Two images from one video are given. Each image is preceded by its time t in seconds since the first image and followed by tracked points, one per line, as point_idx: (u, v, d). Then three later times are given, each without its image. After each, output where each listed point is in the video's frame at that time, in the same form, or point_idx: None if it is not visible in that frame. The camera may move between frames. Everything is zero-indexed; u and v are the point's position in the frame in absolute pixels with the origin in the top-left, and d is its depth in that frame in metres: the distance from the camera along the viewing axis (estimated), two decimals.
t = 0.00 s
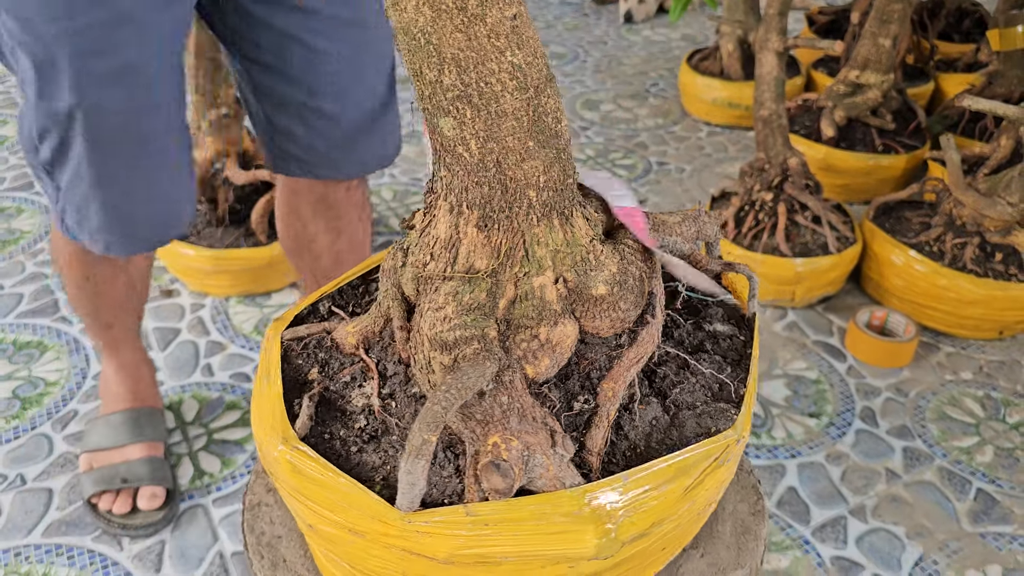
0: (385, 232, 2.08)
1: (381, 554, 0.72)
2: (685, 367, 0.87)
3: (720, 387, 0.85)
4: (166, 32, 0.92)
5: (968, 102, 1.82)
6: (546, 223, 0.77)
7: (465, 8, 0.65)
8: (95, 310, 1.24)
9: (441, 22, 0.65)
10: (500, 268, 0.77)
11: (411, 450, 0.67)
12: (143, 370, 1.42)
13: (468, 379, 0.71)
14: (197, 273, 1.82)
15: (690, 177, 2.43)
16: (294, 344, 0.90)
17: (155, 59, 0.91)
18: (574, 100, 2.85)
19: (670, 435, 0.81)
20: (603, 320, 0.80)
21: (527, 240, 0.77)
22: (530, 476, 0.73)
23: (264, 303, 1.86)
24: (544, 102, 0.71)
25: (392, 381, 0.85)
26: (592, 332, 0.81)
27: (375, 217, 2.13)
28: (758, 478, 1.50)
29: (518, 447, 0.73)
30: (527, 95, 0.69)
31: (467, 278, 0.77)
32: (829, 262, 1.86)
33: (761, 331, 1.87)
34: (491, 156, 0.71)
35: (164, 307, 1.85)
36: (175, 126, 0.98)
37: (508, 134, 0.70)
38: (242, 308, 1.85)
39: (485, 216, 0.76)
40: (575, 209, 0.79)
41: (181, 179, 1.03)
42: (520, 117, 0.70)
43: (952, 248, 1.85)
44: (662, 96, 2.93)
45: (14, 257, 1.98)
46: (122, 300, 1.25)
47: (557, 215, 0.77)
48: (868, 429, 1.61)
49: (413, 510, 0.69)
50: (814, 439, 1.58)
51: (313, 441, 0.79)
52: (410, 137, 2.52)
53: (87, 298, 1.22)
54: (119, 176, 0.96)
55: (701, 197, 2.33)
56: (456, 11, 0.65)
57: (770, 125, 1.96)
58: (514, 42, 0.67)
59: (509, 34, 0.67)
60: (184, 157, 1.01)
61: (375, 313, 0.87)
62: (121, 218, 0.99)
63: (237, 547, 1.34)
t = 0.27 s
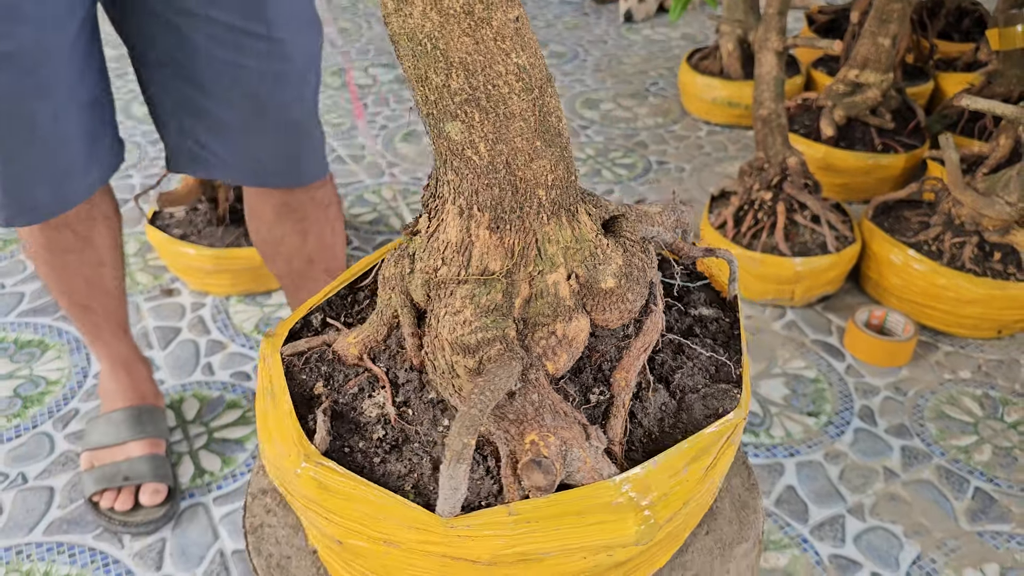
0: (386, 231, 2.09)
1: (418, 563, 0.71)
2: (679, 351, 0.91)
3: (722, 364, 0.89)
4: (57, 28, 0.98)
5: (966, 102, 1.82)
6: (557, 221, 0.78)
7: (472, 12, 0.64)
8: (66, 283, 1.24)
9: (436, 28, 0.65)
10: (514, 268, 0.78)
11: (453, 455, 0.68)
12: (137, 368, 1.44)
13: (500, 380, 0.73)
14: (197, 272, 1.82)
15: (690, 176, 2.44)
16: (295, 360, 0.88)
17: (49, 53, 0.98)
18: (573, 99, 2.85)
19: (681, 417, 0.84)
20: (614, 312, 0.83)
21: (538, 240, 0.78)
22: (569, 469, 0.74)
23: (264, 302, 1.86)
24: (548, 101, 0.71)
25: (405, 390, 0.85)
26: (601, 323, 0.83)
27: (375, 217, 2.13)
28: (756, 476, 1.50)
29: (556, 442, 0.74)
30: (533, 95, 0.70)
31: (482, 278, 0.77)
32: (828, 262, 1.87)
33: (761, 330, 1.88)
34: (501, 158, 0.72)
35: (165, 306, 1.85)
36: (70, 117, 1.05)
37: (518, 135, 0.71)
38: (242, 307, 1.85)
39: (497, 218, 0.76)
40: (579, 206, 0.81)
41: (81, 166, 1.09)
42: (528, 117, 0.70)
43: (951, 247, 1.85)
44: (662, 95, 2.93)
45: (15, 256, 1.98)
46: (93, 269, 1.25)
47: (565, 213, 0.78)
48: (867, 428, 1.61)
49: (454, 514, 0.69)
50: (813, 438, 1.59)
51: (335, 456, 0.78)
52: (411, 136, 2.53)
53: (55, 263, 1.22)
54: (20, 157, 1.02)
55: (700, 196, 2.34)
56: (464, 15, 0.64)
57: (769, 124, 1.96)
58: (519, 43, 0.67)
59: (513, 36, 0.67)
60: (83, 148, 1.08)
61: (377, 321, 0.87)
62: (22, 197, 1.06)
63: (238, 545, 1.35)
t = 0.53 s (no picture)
0: (386, 229, 2.09)
1: (456, 566, 0.71)
2: (676, 333, 0.92)
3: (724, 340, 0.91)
4: (31, 23, 0.97)
5: (967, 99, 1.82)
6: (567, 212, 0.78)
7: (480, 8, 0.64)
8: (58, 276, 1.24)
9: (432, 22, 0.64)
10: (530, 262, 0.78)
11: (495, 451, 0.69)
12: (136, 365, 1.43)
13: (531, 374, 0.73)
14: (198, 270, 1.82)
15: (690, 174, 2.44)
16: (301, 373, 0.87)
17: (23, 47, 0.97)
18: (574, 97, 2.85)
19: (691, 399, 0.85)
20: (622, 299, 0.83)
21: (552, 232, 0.78)
22: (607, 458, 0.74)
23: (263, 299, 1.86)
24: (553, 95, 0.72)
25: (421, 392, 0.86)
26: (612, 311, 0.84)
27: (375, 214, 2.13)
28: (756, 474, 1.50)
29: (593, 431, 0.74)
30: (540, 89, 0.70)
31: (498, 273, 0.78)
32: (828, 259, 1.87)
33: (762, 328, 1.87)
34: (513, 153, 0.72)
35: (165, 304, 1.85)
36: (55, 112, 1.04)
37: (529, 130, 0.71)
38: (242, 304, 1.85)
39: (510, 214, 0.76)
40: (585, 197, 0.81)
41: (69, 158, 1.09)
42: (537, 111, 0.70)
43: (952, 245, 1.85)
44: (662, 93, 2.93)
45: (15, 254, 1.98)
46: (85, 262, 1.24)
47: (574, 204, 0.79)
48: (868, 425, 1.61)
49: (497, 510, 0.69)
50: (814, 435, 1.59)
51: (363, 465, 0.78)
52: (411, 134, 2.53)
53: (46, 258, 1.21)
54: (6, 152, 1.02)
55: (701, 194, 2.34)
56: (471, 11, 0.64)
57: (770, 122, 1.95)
58: (524, 38, 0.68)
59: (520, 31, 0.67)
60: (72, 140, 1.08)
61: (382, 326, 0.86)
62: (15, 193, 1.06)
63: (239, 542, 1.35)
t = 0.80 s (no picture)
0: (387, 227, 2.09)
1: (429, 557, 0.71)
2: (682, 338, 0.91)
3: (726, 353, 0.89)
4: (34, 19, 0.97)
5: (968, 98, 1.82)
6: (559, 210, 0.78)
7: (471, 2, 0.64)
8: (61, 277, 1.24)
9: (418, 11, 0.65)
10: (518, 257, 0.78)
11: (464, 444, 0.71)
12: (139, 361, 1.44)
13: (509, 370, 0.74)
14: (199, 268, 1.82)
15: (691, 172, 2.44)
16: (297, 358, 0.88)
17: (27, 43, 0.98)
18: (575, 95, 2.85)
19: (684, 404, 0.84)
20: (614, 300, 0.83)
21: (541, 229, 0.78)
22: (579, 457, 0.74)
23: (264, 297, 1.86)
24: (547, 91, 0.71)
25: (409, 383, 0.85)
26: (603, 311, 0.83)
27: (376, 213, 2.13)
28: (757, 472, 1.50)
29: (567, 429, 0.74)
30: (532, 85, 0.70)
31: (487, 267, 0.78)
32: (829, 258, 1.87)
33: (763, 326, 1.87)
34: (503, 148, 0.71)
35: (166, 302, 1.85)
36: (60, 107, 1.05)
37: (519, 125, 0.71)
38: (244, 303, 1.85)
39: (499, 209, 0.76)
40: (580, 194, 0.81)
41: (75, 152, 1.09)
42: (527, 107, 0.70)
43: (953, 244, 1.85)
44: (663, 92, 2.92)
45: (17, 252, 1.98)
46: (87, 262, 1.25)
47: (567, 201, 0.79)
48: (868, 424, 1.61)
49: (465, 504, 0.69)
50: (814, 434, 1.58)
51: (342, 452, 0.78)
52: (412, 132, 2.53)
53: (50, 258, 1.21)
54: (6, 148, 1.02)
55: (702, 193, 2.34)
56: (462, 5, 0.64)
57: (771, 120, 1.95)
58: (517, 33, 0.67)
59: (512, 26, 0.67)
60: (77, 133, 1.08)
61: (378, 317, 0.87)
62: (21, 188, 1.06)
63: (240, 540, 1.35)
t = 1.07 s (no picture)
0: (387, 226, 2.09)
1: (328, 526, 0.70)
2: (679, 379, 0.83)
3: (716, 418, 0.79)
4: (47, 22, 0.97)
5: (970, 97, 1.82)
6: (526, 219, 0.75)
7: None
8: (67, 278, 1.23)
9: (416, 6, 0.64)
10: (476, 259, 0.75)
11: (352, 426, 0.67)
12: (140, 361, 1.44)
13: (421, 364, 0.70)
14: (199, 267, 1.82)
15: (692, 171, 2.43)
16: (298, 316, 0.90)
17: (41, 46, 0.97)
18: (576, 94, 2.85)
19: (642, 447, 0.77)
20: (580, 323, 0.75)
21: (504, 235, 0.75)
22: (466, 467, 0.70)
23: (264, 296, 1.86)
24: (532, 98, 0.68)
25: (375, 361, 0.83)
26: (567, 333, 0.76)
27: (377, 212, 2.13)
28: (757, 472, 1.50)
29: (456, 436, 0.71)
30: (513, 89, 0.67)
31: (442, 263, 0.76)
32: (830, 257, 1.86)
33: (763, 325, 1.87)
34: (473, 149, 0.70)
35: (166, 301, 1.85)
36: (71, 109, 1.04)
37: (494, 128, 0.69)
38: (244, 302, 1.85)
39: (466, 207, 0.75)
40: (560, 208, 0.76)
41: (88, 152, 1.09)
42: (503, 111, 0.68)
43: (954, 243, 1.84)
44: (664, 91, 2.92)
45: (17, 251, 1.98)
46: (94, 263, 1.25)
47: (537, 212, 0.75)
48: (869, 423, 1.61)
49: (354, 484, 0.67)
50: (815, 433, 1.58)
51: (289, 409, 0.79)
52: (413, 131, 2.53)
53: (59, 261, 1.21)
54: (19, 153, 1.02)
55: (703, 192, 2.33)
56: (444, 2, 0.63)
57: (771, 119, 1.95)
58: (504, 36, 0.64)
59: (498, 27, 0.64)
60: (89, 135, 1.09)
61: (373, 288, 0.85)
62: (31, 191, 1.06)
63: (240, 540, 1.35)
